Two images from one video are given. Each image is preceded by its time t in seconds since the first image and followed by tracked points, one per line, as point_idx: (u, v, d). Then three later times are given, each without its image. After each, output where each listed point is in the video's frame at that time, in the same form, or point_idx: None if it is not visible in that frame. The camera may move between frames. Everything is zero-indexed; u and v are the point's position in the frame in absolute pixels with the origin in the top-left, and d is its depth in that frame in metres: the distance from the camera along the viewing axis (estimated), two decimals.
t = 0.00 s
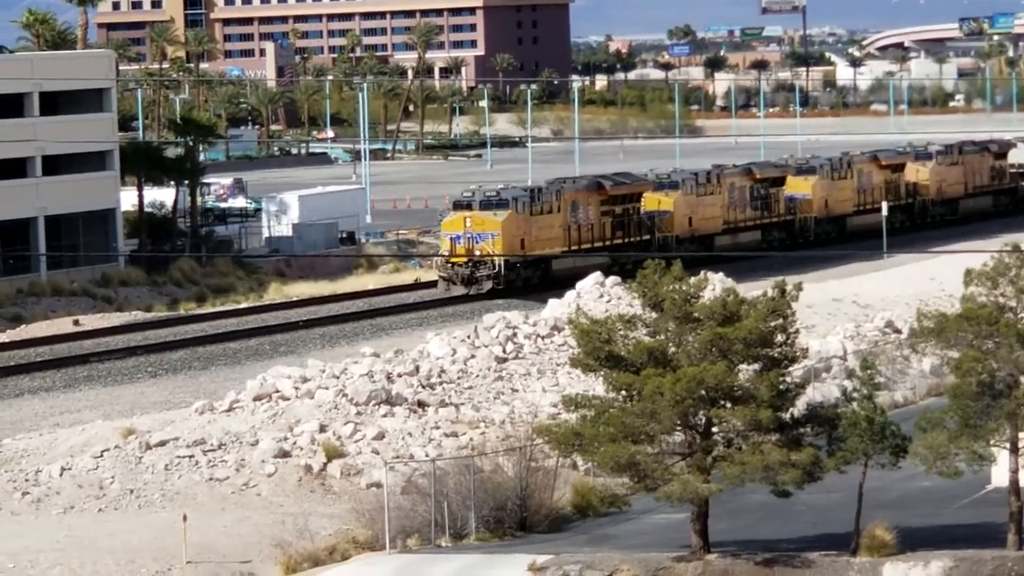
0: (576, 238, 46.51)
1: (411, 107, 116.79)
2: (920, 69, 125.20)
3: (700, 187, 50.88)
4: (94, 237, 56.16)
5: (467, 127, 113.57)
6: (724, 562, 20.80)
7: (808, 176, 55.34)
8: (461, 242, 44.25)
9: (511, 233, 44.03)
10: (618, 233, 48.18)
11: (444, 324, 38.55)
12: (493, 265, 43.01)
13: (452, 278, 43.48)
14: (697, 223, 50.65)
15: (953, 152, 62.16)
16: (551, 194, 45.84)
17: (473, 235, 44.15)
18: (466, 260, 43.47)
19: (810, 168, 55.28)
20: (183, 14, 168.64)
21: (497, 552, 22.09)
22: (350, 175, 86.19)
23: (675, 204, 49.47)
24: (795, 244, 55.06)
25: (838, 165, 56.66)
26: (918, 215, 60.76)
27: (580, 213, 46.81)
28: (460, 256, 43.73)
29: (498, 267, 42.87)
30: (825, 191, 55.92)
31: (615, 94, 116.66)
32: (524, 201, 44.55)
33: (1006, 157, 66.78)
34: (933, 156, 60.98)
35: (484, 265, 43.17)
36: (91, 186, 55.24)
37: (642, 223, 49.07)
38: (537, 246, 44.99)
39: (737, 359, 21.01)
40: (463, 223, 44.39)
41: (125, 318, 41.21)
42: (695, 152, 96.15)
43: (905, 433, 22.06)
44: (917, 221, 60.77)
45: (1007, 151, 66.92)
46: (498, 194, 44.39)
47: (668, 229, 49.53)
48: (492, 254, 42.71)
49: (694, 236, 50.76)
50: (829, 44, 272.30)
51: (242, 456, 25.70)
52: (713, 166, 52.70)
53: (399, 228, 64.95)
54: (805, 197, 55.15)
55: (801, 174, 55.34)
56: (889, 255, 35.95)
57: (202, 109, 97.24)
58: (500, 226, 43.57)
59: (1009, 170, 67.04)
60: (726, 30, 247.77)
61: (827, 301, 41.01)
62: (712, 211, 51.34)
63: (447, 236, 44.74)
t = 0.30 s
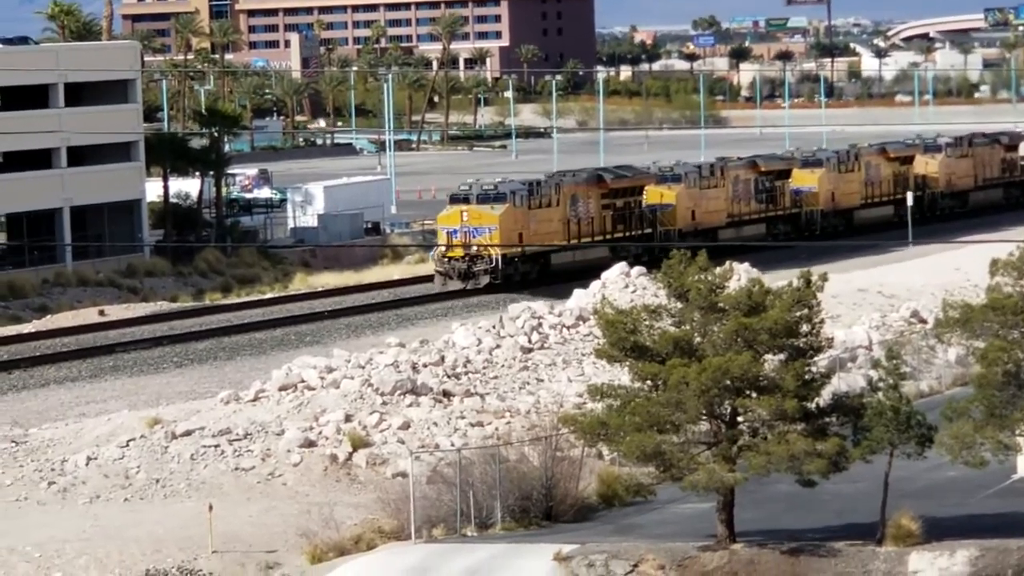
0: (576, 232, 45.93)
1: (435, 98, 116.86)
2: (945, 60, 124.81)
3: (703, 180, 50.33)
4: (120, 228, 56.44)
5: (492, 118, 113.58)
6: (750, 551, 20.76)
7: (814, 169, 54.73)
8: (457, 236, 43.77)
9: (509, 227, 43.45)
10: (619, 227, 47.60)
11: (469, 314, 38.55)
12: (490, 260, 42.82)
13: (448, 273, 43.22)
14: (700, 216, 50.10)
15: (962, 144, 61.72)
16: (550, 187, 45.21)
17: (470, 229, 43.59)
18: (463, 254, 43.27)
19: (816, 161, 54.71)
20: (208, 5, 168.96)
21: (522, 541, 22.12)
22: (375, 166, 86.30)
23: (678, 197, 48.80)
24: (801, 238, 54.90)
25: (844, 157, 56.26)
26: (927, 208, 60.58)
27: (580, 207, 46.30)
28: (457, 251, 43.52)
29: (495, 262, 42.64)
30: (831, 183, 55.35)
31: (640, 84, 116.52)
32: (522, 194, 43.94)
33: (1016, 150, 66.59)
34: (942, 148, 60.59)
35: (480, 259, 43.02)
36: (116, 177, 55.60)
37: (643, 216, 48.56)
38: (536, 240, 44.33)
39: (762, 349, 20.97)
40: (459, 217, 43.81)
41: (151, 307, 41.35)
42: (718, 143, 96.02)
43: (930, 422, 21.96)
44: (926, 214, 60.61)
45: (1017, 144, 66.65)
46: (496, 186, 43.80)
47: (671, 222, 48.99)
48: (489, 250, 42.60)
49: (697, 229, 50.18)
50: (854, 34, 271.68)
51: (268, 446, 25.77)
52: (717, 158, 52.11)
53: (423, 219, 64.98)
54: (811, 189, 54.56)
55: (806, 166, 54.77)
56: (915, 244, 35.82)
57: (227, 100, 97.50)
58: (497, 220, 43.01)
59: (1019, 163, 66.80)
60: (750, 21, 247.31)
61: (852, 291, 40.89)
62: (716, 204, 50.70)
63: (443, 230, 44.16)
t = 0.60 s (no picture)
0: (566, 226, 45.83)
1: (451, 90, 116.94)
2: (961, 52, 124.60)
3: (696, 174, 50.14)
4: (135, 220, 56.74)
5: (508, 109, 113.66)
6: (766, 543, 20.74)
7: (811, 163, 54.37)
8: (444, 231, 43.88)
9: (495, 222, 43.56)
10: (610, 221, 47.52)
11: (485, 306, 38.55)
12: (477, 255, 42.50)
13: (435, 268, 42.87)
14: (693, 211, 49.92)
15: (962, 138, 61.25)
16: (538, 181, 45.27)
17: (456, 225, 43.77)
18: (450, 250, 42.92)
19: (813, 155, 54.31)
20: None
21: (537, 533, 22.14)
22: (391, 158, 86.41)
23: (670, 191, 48.65)
24: (797, 232, 54.72)
25: (842, 151, 55.88)
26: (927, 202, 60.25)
27: (569, 201, 46.18)
28: (443, 246, 43.18)
29: (482, 258, 42.35)
30: (828, 178, 55.10)
31: (656, 76, 116.47)
32: (509, 189, 43.98)
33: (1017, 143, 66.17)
34: (941, 142, 60.29)
35: (467, 256, 42.76)
36: (131, 169, 55.90)
37: (635, 211, 48.38)
38: (523, 235, 44.32)
39: (779, 340, 20.94)
40: (446, 211, 44.04)
41: (167, 299, 41.47)
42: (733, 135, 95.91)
43: (946, 414, 21.90)
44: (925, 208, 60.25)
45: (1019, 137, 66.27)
46: (484, 181, 43.89)
47: (664, 217, 48.78)
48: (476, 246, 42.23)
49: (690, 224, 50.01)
50: (871, 26, 271.30)
51: (284, 438, 25.82)
52: (712, 152, 51.90)
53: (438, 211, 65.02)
54: (807, 183, 54.07)
55: (803, 160, 54.53)
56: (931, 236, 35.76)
57: (243, 91, 97.65)
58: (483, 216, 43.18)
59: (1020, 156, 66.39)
60: (766, 14, 247.10)
61: (868, 283, 40.81)
62: (708, 198, 50.54)
63: (429, 226, 44.36)
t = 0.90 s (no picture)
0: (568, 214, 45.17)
1: (479, 75, 116.87)
2: (991, 37, 123.98)
3: (701, 162, 49.55)
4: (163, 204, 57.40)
5: (535, 95, 113.59)
6: (793, 529, 20.70)
7: (818, 151, 53.82)
8: (441, 219, 43.10)
9: (494, 210, 42.85)
10: (612, 210, 46.76)
11: (512, 291, 38.55)
12: (475, 244, 42.02)
13: (432, 257, 42.31)
14: (697, 200, 49.29)
15: (974, 124, 60.78)
16: (538, 169, 44.56)
17: (454, 213, 42.99)
18: (448, 239, 42.46)
19: (821, 142, 53.88)
20: None
21: (564, 517, 22.16)
22: (419, 143, 86.48)
23: (674, 180, 47.95)
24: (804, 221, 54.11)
25: (850, 139, 55.50)
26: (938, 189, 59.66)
27: (571, 188, 45.54)
28: (440, 235, 42.72)
29: (480, 246, 41.83)
30: (836, 166, 54.48)
31: (684, 62, 116.21)
32: (508, 177, 43.41)
33: None
34: (954, 129, 59.76)
35: (465, 244, 42.27)
36: (159, 152, 56.51)
37: (638, 199, 47.78)
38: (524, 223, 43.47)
39: (806, 326, 20.87)
40: (443, 200, 43.35)
41: (194, 283, 41.63)
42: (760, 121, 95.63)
43: (975, 400, 21.79)
44: (936, 196, 59.66)
45: None
46: (482, 168, 43.39)
47: (666, 206, 48.15)
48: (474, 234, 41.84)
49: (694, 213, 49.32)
50: (901, 12, 270.26)
51: (311, 422, 25.89)
52: (717, 140, 51.23)
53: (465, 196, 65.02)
54: (815, 171, 53.80)
55: (810, 148, 53.96)
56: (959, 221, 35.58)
57: (271, 76, 97.96)
58: (481, 203, 42.46)
59: None
60: None
61: (896, 269, 40.64)
62: (714, 186, 49.91)
63: (427, 215, 43.58)
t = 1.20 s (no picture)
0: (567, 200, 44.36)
1: (506, 57, 116.70)
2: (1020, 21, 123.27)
3: (705, 147, 48.70)
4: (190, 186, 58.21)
5: (563, 77, 113.39)
6: (820, 513, 20.68)
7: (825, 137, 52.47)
8: (438, 205, 42.45)
9: (492, 197, 42.17)
10: (614, 196, 46.11)
11: (538, 274, 38.56)
12: (471, 231, 41.67)
13: (429, 244, 41.90)
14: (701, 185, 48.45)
15: (985, 110, 59.46)
16: (538, 155, 43.81)
17: (450, 199, 42.25)
18: (444, 225, 41.95)
19: (827, 128, 52.99)
20: None
21: (592, 500, 22.16)
22: (446, 125, 86.51)
23: (677, 165, 47.28)
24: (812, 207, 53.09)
25: (858, 125, 54.34)
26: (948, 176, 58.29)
27: (571, 174, 44.79)
28: (437, 221, 42.22)
29: (478, 233, 41.46)
30: (844, 151, 53.43)
31: (712, 44, 115.83)
32: (505, 163, 42.63)
33: None
34: (964, 115, 58.37)
35: (462, 231, 41.85)
36: (186, 134, 57.24)
37: (639, 185, 47.16)
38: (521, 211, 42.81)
39: (833, 310, 20.77)
40: (440, 184, 42.48)
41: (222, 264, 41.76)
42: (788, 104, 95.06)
43: (1002, 385, 21.66)
44: (946, 183, 58.35)
45: None
46: (479, 154, 42.62)
47: (670, 191, 47.43)
48: (472, 221, 41.40)
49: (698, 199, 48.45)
50: None
51: (338, 404, 25.93)
52: (722, 126, 50.51)
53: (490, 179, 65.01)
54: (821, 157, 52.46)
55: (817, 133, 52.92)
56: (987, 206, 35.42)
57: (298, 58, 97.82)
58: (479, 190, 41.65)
59: None
60: None
61: (923, 252, 40.50)
62: (719, 171, 49.03)
63: (423, 199, 42.81)
